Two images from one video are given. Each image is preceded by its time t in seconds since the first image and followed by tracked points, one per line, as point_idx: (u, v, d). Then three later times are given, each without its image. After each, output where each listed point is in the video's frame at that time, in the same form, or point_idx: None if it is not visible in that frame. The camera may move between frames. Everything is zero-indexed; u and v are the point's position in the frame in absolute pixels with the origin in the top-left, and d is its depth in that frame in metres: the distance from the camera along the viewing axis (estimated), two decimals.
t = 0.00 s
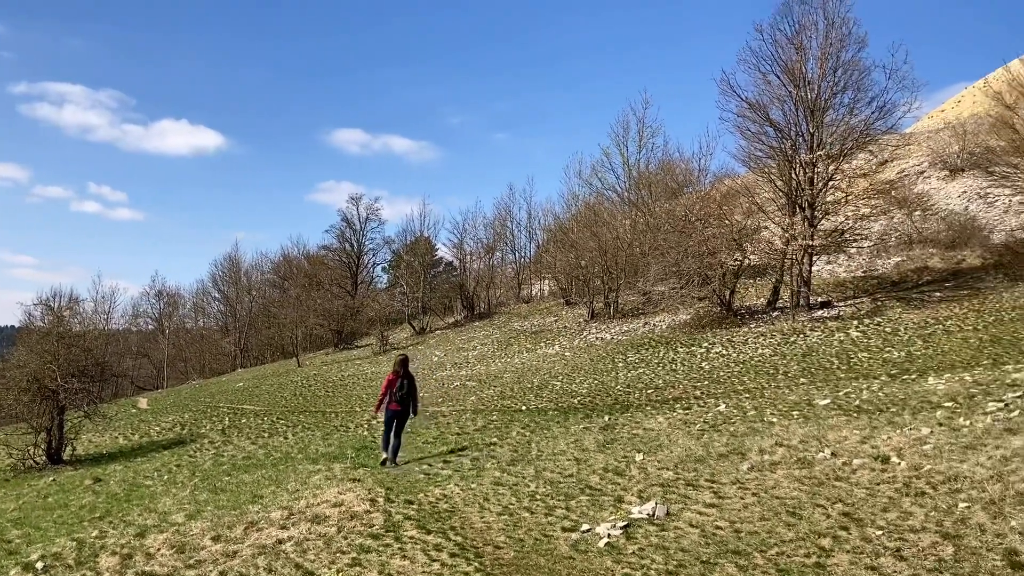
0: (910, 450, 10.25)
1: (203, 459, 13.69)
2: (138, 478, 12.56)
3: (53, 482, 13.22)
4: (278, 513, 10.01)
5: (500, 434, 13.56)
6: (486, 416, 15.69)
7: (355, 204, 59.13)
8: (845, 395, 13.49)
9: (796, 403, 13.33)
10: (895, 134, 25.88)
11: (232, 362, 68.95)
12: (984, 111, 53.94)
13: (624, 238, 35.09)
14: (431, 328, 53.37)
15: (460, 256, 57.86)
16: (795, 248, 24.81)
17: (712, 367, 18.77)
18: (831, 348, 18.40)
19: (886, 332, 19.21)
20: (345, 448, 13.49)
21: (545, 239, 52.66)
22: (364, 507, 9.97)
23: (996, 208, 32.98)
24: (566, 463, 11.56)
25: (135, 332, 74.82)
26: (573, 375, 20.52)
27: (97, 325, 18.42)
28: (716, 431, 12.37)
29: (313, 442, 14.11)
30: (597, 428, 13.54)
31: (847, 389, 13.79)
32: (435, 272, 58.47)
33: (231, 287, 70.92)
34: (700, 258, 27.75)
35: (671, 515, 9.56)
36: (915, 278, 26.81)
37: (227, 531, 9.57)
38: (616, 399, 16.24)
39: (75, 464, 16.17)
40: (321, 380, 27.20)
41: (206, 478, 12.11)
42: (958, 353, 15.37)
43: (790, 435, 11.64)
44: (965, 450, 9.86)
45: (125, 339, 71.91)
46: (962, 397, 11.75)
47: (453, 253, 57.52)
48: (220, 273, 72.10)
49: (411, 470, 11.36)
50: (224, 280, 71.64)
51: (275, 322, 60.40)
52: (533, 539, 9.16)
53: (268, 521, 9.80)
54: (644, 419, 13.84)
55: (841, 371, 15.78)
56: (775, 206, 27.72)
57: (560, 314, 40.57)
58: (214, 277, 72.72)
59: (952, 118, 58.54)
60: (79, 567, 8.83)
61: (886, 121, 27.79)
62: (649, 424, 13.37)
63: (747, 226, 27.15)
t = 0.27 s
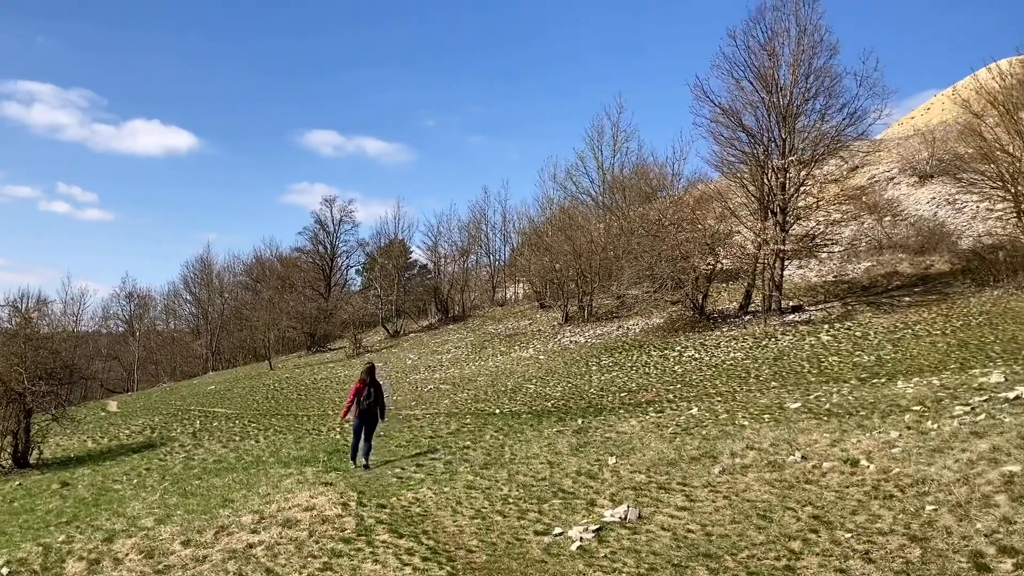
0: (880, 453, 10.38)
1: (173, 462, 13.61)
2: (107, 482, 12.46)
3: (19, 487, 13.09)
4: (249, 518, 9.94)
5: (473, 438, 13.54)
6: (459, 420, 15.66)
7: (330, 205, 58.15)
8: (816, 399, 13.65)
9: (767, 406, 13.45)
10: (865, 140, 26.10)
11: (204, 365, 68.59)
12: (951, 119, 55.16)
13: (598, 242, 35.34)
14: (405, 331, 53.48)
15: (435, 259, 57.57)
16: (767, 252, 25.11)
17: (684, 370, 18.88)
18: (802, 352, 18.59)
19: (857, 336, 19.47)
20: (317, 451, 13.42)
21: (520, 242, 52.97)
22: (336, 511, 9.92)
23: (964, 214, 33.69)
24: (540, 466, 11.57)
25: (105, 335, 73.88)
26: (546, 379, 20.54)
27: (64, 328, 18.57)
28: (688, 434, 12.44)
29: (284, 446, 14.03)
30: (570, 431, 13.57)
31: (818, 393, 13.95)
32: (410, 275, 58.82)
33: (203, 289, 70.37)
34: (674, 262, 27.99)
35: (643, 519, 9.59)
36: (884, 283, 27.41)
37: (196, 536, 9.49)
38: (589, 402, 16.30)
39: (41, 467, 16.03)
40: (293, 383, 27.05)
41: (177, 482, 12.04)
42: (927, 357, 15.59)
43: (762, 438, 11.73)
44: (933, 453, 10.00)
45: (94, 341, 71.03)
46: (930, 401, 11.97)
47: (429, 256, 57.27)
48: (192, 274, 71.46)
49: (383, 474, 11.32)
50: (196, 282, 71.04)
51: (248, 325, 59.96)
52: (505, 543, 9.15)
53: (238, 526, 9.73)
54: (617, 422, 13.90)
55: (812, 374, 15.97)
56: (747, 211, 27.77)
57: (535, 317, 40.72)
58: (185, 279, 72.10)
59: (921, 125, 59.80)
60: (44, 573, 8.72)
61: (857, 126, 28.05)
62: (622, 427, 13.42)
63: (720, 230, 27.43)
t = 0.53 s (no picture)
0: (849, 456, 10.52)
1: (142, 465, 13.49)
2: (74, 485, 12.31)
3: None
4: (219, 521, 9.87)
5: (446, 440, 13.53)
6: (433, 422, 15.63)
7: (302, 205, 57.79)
8: (787, 402, 13.82)
9: (739, 409, 13.57)
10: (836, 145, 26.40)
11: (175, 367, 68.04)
12: (920, 126, 56.39)
13: (572, 245, 35.39)
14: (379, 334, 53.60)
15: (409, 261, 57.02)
16: (739, 256, 25.48)
17: (657, 373, 19.00)
18: (773, 355, 18.79)
19: (827, 339, 19.74)
20: (288, 454, 13.34)
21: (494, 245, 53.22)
22: (307, 515, 9.88)
23: (932, 219, 34.45)
24: (512, 469, 11.58)
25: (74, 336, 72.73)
26: (520, 381, 20.54)
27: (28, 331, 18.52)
28: (660, 436, 12.52)
29: (256, 448, 13.94)
30: (543, 433, 13.60)
31: (788, 396, 14.12)
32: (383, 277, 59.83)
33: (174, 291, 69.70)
34: (647, 265, 28.37)
35: (614, 521, 9.62)
36: (854, 287, 28.01)
37: (165, 540, 9.40)
38: (563, 404, 16.34)
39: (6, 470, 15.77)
40: (265, 385, 26.85)
41: (146, 485, 11.94)
42: (895, 360, 15.83)
43: (733, 440, 11.83)
44: (901, 456, 10.16)
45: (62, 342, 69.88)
46: (898, 404, 12.19)
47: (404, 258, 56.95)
48: (164, 275, 70.68)
49: (355, 477, 11.30)
50: (168, 283, 70.33)
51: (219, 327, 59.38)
52: (477, 546, 9.14)
53: (208, 529, 9.65)
54: (590, 424, 13.95)
55: (783, 377, 16.16)
56: (720, 215, 27.90)
57: (509, 320, 40.82)
58: (156, 280, 71.24)
59: (890, 132, 61.00)
60: None
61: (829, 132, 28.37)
62: (596, 429, 13.47)
63: (693, 234, 27.96)
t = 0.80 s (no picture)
0: (819, 457, 10.63)
1: (111, 467, 13.35)
2: (41, 488, 12.15)
3: None
4: (189, 523, 9.80)
5: (419, 442, 13.50)
6: (406, 424, 15.58)
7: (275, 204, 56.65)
8: (759, 403, 13.95)
9: (711, 410, 13.68)
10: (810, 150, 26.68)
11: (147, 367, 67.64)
12: (892, 131, 57.45)
13: (547, 246, 35.51)
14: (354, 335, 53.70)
15: (382, 261, 56.43)
16: (712, 259, 25.50)
17: (631, 374, 19.11)
18: (746, 356, 18.96)
19: (799, 341, 19.99)
20: (260, 456, 13.27)
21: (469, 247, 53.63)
22: (278, 517, 9.84)
23: (903, 223, 35.10)
24: (485, 470, 11.58)
25: (41, 335, 71.46)
26: (494, 383, 20.52)
27: None
28: (633, 438, 12.58)
29: (227, 450, 13.85)
30: (517, 435, 13.61)
31: (760, 397, 14.26)
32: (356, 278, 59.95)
33: (146, 290, 68.83)
34: (621, 267, 28.24)
35: (587, 522, 9.64)
36: (826, 290, 28.55)
37: (134, 543, 9.30)
38: (537, 406, 16.38)
39: None
40: (237, 387, 26.65)
41: (115, 487, 11.83)
42: (866, 362, 16.03)
43: (705, 441, 11.92)
44: (870, 457, 10.29)
45: (28, 342, 68.69)
46: (868, 406, 12.38)
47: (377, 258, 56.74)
48: (135, 275, 69.77)
49: (328, 479, 11.27)
50: (139, 283, 69.42)
51: (193, 327, 58.88)
52: (449, 548, 9.12)
53: (178, 531, 9.57)
54: (564, 425, 13.98)
55: (755, 379, 16.31)
56: (693, 218, 28.16)
57: (484, 321, 40.91)
58: (127, 280, 70.28)
59: (863, 136, 62.05)
60: None
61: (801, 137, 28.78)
62: (569, 431, 13.50)
63: (667, 236, 27.88)
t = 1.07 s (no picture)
0: (791, 458, 10.72)
1: (81, 469, 13.21)
2: (8, 490, 11.99)
3: None
4: (160, 525, 9.72)
5: (393, 443, 13.44)
6: (381, 425, 15.52)
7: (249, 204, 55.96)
8: (732, 404, 14.07)
9: (685, 411, 13.78)
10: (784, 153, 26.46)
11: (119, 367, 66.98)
12: (864, 134, 58.39)
13: (524, 247, 35.50)
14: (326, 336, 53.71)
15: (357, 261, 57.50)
16: (687, 259, 25.85)
17: (606, 375, 19.18)
18: (720, 358, 19.12)
19: (772, 343, 20.17)
20: (233, 457, 13.20)
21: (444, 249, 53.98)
22: (250, 518, 9.79)
23: (876, 225, 35.71)
24: (459, 471, 11.57)
25: (9, 335, 70.16)
26: (470, 384, 20.51)
27: None
28: (607, 438, 12.64)
29: (200, 451, 13.78)
30: (492, 436, 13.61)
31: (733, 398, 14.37)
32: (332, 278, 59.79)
33: (118, 290, 67.97)
34: (597, 268, 28.53)
35: (560, 523, 9.66)
36: (799, 292, 28.99)
37: (103, 545, 9.21)
38: (512, 407, 16.39)
39: None
40: (210, 388, 26.48)
41: (84, 489, 11.72)
42: (838, 363, 16.21)
43: (678, 442, 12.00)
44: (841, 458, 10.40)
45: None
46: (840, 407, 12.53)
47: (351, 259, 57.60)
48: (106, 274, 68.84)
49: (301, 479, 11.23)
50: (110, 282, 68.49)
51: (167, 327, 58.32)
52: (422, 549, 9.09)
53: (148, 533, 9.49)
54: (539, 427, 14.00)
55: (729, 380, 16.44)
56: (668, 220, 28.53)
57: (460, 322, 40.96)
58: (98, 280, 69.33)
59: (837, 139, 63.00)
60: None
61: (773, 140, 29.14)
62: (544, 432, 13.53)
63: (643, 238, 28.20)
